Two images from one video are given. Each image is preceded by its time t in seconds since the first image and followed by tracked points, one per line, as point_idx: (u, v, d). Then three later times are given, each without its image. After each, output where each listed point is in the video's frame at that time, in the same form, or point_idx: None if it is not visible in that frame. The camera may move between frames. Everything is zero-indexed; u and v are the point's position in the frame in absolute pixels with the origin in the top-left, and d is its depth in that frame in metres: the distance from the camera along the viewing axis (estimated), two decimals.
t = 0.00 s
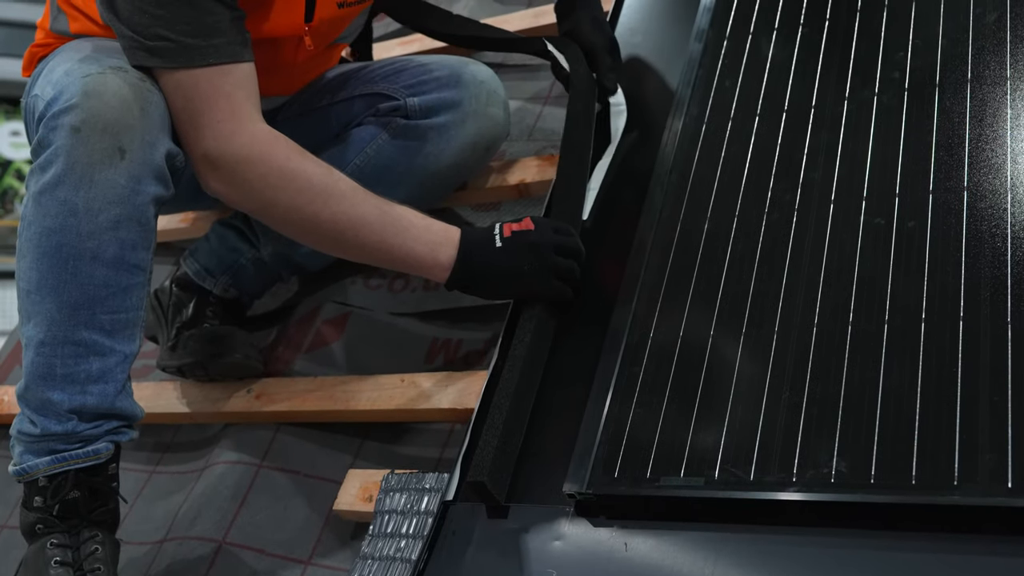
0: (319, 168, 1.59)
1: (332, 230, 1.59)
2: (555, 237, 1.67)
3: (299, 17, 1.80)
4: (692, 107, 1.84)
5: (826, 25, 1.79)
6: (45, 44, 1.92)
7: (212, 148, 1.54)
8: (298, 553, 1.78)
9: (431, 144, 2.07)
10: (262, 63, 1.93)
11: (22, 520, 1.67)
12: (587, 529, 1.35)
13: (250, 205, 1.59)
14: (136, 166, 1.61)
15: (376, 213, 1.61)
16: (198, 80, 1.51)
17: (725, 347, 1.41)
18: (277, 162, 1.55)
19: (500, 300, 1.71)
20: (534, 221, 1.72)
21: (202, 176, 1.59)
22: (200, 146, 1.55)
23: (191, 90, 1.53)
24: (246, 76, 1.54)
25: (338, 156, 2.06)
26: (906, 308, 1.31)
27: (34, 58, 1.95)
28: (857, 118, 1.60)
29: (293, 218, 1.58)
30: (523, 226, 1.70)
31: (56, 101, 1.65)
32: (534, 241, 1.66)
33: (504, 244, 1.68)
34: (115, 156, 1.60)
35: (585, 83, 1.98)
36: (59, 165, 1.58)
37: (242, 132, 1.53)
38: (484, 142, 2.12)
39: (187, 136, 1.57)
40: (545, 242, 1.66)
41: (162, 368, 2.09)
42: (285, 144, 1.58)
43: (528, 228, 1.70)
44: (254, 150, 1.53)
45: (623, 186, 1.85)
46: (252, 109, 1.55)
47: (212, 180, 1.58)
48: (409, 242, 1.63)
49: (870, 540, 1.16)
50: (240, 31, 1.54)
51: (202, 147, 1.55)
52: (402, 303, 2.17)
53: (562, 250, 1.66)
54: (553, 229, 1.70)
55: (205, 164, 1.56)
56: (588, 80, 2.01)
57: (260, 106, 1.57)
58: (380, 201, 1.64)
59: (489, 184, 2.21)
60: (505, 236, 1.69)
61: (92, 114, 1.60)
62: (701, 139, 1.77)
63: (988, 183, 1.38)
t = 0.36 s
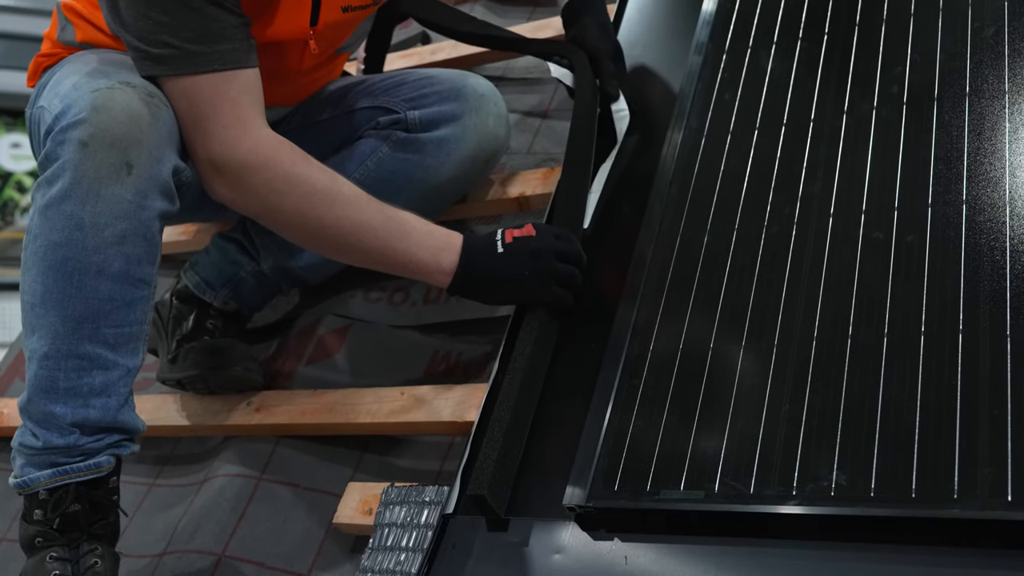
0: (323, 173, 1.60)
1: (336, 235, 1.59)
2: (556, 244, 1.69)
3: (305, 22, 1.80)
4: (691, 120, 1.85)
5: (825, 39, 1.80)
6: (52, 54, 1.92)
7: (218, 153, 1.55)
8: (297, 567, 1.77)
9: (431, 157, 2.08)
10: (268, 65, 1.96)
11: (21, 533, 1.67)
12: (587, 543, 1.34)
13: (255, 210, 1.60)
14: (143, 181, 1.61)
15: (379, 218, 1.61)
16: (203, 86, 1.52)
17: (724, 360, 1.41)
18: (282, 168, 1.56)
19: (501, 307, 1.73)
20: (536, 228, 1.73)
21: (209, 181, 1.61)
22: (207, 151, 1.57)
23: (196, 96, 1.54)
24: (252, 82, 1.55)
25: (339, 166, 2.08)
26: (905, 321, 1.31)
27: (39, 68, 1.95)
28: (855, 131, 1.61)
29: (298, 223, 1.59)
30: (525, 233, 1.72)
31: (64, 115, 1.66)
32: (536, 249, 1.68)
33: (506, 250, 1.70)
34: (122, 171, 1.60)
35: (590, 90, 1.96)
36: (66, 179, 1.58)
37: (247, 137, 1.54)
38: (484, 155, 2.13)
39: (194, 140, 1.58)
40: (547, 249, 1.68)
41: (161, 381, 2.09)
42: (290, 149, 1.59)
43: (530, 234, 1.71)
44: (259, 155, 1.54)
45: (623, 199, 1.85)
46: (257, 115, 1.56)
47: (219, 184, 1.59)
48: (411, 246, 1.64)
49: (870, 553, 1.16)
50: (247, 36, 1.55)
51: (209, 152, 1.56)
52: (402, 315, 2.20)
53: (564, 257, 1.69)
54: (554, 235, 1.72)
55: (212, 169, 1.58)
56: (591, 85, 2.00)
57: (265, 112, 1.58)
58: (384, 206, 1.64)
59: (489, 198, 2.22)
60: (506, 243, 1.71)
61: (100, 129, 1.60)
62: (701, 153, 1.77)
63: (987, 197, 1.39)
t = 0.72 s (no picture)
0: (329, 171, 1.59)
1: (341, 234, 1.58)
2: (559, 243, 1.70)
3: (312, 17, 1.82)
4: (691, 130, 1.86)
5: (824, 49, 1.81)
6: (58, 60, 1.93)
7: (223, 151, 1.55)
8: None
9: (431, 166, 2.08)
10: (274, 69, 1.95)
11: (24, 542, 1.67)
12: (588, 552, 1.34)
13: (261, 208, 1.59)
14: (156, 194, 1.59)
15: (385, 217, 1.60)
16: (209, 86, 1.52)
17: (725, 369, 1.41)
18: (288, 166, 1.55)
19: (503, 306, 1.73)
20: (538, 228, 1.73)
21: (216, 179, 1.61)
22: (213, 150, 1.57)
23: (201, 96, 1.53)
24: (257, 80, 1.55)
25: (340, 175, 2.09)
26: (905, 330, 1.31)
27: (45, 74, 1.96)
28: (855, 141, 1.61)
29: (303, 222, 1.58)
30: (528, 232, 1.73)
31: (77, 127, 1.63)
32: (539, 249, 1.69)
33: (509, 250, 1.70)
34: (135, 183, 1.57)
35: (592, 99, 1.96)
36: (78, 191, 1.56)
37: (252, 136, 1.54)
38: (484, 164, 2.14)
39: (201, 139, 1.58)
40: (549, 248, 1.69)
41: (162, 391, 2.09)
42: (296, 148, 1.58)
43: (532, 234, 1.72)
44: (264, 153, 1.54)
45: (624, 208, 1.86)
46: (263, 114, 1.56)
47: (225, 183, 1.59)
48: (415, 245, 1.62)
49: (870, 563, 1.16)
50: (251, 35, 1.54)
51: (215, 150, 1.56)
52: (402, 324, 2.18)
53: (567, 256, 1.70)
54: (556, 235, 1.73)
55: (218, 166, 1.58)
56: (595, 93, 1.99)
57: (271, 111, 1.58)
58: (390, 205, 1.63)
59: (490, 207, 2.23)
60: (509, 242, 1.71)
61: (114, 141, 1.58)
62: (699, 163, 1.78)
63: (986, 207, 1.39)
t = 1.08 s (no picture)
0: (334, 175, 1.60)
1: (346, 236, 1.60)
2: (559, 246, 1.71)
3: (314, 17, 1.83)
4: (690, 142, 1.86)
5: (822, 62, 1.82)
6: (61, 74, 1.95)
7: (230, 155, 1.57)
8: None
9: (431, 177, 2.10)
10: (278, 73, 1.96)
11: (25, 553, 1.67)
12: (588, 564, 1.34)
13: (267, 212, 1.61)
14: (168, 210, 1.60)
15: (390, 221, 1.61)
16: (215, 91, 1.53)
17: (725, 381, 1.42)
18: (293, 171, 1.56)
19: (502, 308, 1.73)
20: (538, 231, 1.74)
21: (223, 182, 1.63)
22: (219, 154, 1.58)
23: (207, 101, 1.54)
24: (263, 84, 1.56)
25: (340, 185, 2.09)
26: (905, 342, 1.31)
27: (48, 88, 1.98)
28: (854, 153, 1.62)
29: (308, 225, 1.59)
30: (528, 236, 1.73)
31: (90, 142, 1.64)
32: (540, 252, 1.69)
33: (510, 253, 1.70)
34: (147, 200, 1.58)
35: (593, 111, 1.97)
36: (91, 206, 1.56)
37: (258, 140, 1.55)
38: (484, 175, 2.15)
39: (207, 143, 1.60)
40: (550, 252, 1.70)
41: (161, 402, 2.09)
42: (302, 152, 1.60)
43: (534, 238, 1.73)
44: (270, 158, 1.55)
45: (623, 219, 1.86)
46: (269, 119, 1.57)
47: (232, 186, 1.61)
48: (418, 248, 1.64)
49: None
50: (253, 45, 1.55)
51: (221, 154, 1.58)
52: (402, 336, 2.18)
53: (567, 259, 1.70)
54: (556, 238, 1.73)
55: (225, 170, 1.60)
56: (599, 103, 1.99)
57: (276, 116, 1.59)
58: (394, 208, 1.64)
59: (490, 219, 2.22)
60: (510, 245, 1.71)
61: (128, 157, 1.59)
62: (699, 176, 1.78)
63: (985, 219, 1.40)
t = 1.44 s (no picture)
0: (338, 181, 1.61)
1: (351, 242, 1.60)
2: (563, 243, 1.73)
3: (314, 25, 1.83)
4: (690, 155, 1.87)
5: (821, 76, 1.83)
6: (63, 89, 1.96)
7: (234, 164, 1.57)
8: None
9: (430, 189, 2.10)
10: (279, 83, 1.97)
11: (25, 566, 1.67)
12: None
13: (272, 220, 1.61)
14: (170, 224, 1.60)
15: (394, 226, 1.62)
16: (218, 101, 1.54)
17: (724, 393, 1.42)
18: (297, 178, 1.57)
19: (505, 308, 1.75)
20: (543, 229, 1.76)
21: (227, 191, 1.64)
22: (223, 163, 1.60)
23: (210, 112, 1.55)
24: (265, 95, 1.57)
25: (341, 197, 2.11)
26: (904, 355, 1.31)
27: (49, 103, 1.99)
28: (853, 167, 1.62)
29: (314, 232, 1.60)
30: (533, 233, 1.75)
31: (93, 156, 1.64)
32: (544, 249, 1.71)
33: (515, 251, 1.71)
34: (149, 214, 1.59)
35: (592, 124, 1.97)
36: (93, 219, 1.57)
37: (262, 149, 1.56)
38: (483, 186, 2.16)
39: (211, 154, 1.61)
40: (554, 248, 1.72)
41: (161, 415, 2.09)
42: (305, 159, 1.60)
43: (538, 235, 1.74)
44: (274, 166, 1.56)
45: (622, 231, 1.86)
46: (271, 129, 1.58)
47: (236, 195, 1.62)
48: (422, 251, 1.65)
49: None
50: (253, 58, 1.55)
51: (225, 164, 1.59)
52: (402, 348, 2.18)
53: (571, 254, 1.73)
54: (560, 235, 1.75)
55: (229, 180, 1.60)
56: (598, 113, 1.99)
57: (279, 126, 1.60)
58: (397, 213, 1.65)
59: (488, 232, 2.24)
60: (515, 243, 1.73)
61: (131, 171, 1.59)
62: (699, 189, 1.79)
63: (983, 233, 1.40)
